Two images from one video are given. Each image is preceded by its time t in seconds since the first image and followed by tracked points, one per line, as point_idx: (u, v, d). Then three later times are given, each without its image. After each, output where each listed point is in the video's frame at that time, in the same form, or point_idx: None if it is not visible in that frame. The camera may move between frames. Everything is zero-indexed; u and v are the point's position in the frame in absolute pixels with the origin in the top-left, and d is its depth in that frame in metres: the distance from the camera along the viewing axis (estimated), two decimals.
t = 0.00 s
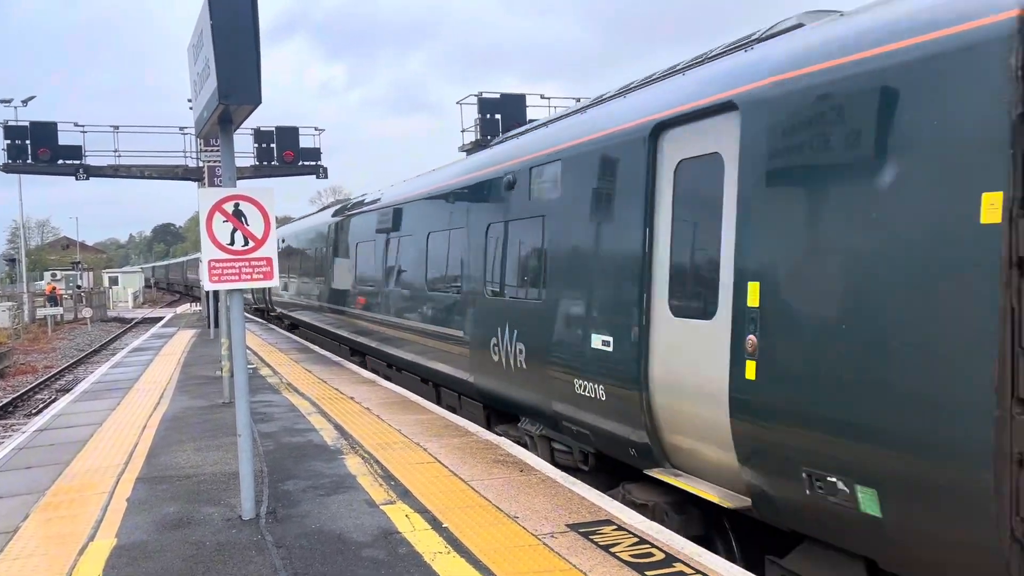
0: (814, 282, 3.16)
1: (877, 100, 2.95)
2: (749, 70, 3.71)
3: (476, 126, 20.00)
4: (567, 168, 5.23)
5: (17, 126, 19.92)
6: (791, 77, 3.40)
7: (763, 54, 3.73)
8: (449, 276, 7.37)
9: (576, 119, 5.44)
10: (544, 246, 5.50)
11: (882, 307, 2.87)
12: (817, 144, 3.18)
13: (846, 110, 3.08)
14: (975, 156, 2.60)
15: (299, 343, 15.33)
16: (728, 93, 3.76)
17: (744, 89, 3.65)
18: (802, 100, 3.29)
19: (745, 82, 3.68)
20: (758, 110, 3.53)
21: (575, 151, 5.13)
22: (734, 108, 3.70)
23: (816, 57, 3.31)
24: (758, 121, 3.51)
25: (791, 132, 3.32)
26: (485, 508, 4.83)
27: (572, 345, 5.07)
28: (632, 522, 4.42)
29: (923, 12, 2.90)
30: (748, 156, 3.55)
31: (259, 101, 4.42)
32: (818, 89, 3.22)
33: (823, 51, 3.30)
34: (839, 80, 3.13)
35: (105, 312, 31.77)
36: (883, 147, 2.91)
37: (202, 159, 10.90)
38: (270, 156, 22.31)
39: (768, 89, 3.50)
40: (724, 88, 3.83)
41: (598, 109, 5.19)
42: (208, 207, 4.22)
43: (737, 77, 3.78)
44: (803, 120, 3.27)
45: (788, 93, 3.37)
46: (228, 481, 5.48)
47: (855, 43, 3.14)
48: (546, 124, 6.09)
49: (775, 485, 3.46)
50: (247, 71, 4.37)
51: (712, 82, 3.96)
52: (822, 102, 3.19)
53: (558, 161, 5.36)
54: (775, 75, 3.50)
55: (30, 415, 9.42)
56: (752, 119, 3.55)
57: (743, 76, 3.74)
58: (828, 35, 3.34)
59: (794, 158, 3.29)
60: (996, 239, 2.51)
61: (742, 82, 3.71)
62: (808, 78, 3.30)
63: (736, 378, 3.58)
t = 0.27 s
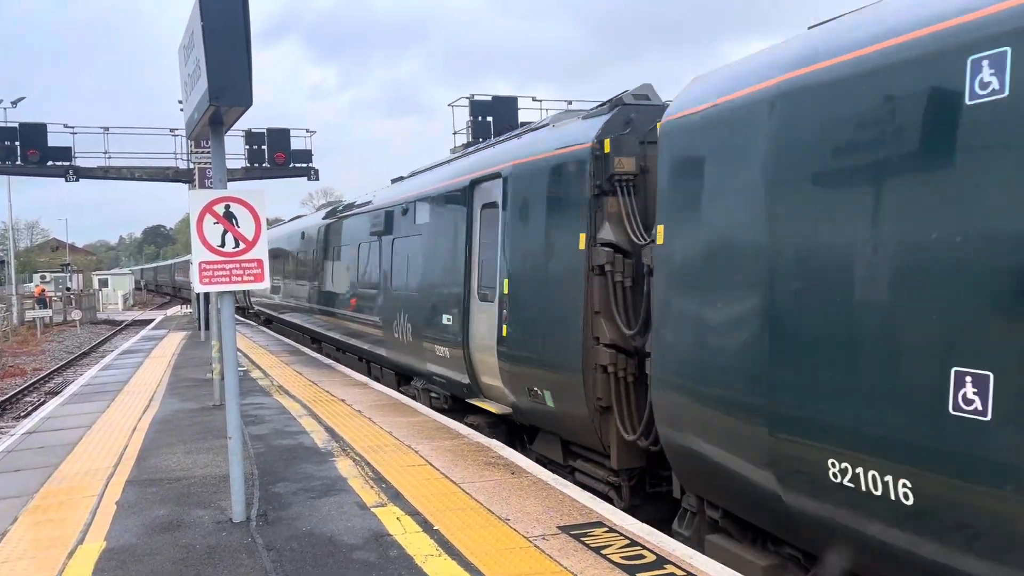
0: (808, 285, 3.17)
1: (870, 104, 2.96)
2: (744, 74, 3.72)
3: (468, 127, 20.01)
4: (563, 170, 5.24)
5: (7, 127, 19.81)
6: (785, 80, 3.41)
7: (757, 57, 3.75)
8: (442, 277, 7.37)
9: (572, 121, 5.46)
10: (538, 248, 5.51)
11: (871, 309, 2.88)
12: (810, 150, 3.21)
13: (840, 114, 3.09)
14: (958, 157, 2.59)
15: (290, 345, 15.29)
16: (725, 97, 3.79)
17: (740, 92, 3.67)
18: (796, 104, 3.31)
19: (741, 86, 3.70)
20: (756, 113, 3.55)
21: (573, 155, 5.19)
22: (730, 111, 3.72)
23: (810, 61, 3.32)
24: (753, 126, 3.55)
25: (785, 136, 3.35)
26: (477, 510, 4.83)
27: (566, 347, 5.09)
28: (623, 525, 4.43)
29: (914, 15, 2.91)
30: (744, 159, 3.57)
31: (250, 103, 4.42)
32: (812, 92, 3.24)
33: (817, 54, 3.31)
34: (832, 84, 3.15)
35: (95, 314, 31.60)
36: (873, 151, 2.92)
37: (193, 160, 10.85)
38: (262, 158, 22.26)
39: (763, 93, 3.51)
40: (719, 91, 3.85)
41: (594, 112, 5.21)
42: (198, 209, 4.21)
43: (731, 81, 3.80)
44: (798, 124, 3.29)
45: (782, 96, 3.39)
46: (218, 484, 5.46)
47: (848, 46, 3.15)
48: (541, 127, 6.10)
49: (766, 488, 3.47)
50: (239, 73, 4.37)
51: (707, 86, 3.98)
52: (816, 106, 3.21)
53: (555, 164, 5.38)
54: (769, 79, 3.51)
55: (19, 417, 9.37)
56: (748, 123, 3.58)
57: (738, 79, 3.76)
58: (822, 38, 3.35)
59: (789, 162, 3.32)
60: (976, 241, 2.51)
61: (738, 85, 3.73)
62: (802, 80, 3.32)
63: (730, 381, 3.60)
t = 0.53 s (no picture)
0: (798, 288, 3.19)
1: (861, 107, 2.97)
2: (736, 76, 3.74)
3: (461, 130, 20.02)
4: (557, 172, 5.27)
5: None
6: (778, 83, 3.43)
7: (750, 60, 3.77)
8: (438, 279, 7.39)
9: (567, 124, 5.49)
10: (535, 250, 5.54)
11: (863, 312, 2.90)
12: (801, 154, 3.23)
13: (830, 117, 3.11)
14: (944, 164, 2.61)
15: (283, 348, 15.26)
16: (716, 99, 3.80)
17: (732, 94, 3.70)
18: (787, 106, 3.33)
19: (733, 89, 3.72)
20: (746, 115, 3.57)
21: (566, 157, 5.21)
22: (722, 113, 3.73)
23: (802, 63, 3.34)
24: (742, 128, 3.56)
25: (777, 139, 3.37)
26: (469, 513, 4.83)
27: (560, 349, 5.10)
28: (616, 527, 4.44)
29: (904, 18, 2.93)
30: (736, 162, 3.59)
31: (243, 105, 4.41)
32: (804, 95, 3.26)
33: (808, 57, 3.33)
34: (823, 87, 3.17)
35: (87, 316, 31.46)
36: (862, 155, 2.95)
37: (186, 162, 10.83)
38: (255, 160, 22.23)
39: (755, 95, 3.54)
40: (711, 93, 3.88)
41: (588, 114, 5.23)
42: (191, 211, 4.20)
43: (723, 83, 3.83)
44: (790, 127, 3.31)
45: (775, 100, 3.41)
46: (210, 486, 5.44)
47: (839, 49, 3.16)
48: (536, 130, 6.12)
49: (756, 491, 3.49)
50: (232, 75, 4.36)
51: (700, 88, 4.01)
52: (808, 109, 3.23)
53: (550, 166, 5.40)
54: (762, 81, 3.54)
55: (10, 420, 9.32)
56: (740, 125, 3.60)
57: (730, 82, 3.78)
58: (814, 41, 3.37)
59: (781, 164, 3.34)
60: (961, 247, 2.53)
61: (730, 88, 3.74)
62: (793, 83, 3.34)
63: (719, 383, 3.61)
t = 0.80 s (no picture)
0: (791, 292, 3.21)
1: (855, 111, 2.99)
2: (731, 79, 3.76)
3: (458, 132, 20.02)
4: (551, 175, 5.27)
5: None
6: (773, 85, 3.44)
7: (745, 63, 3.79)
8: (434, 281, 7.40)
9: (562, 126, 5.49)
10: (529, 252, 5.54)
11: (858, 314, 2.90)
12: (796, 157, 3.24)
13: (824, 120, 3.13)
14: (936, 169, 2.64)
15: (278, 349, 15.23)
16: (711, 101, 3.81)
17: (727, 97, 3.70)
18: (782, 109, 3.34)
19: (728, 91, 3.73)
20: (740, 118, 3.58)
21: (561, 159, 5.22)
22: (715, 116, 3.74)
23: (797, 66, 3.36)
24: (738, 131, 3.57)
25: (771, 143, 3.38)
26: (464, 516, 4.82)
27: (554, 351, 5.11)
28: (610, 530, 4.45)
29: (899, 23, 2.95)
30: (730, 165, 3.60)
31: (239, 107, 4.41)
32: (798, 98, 3.27)
33: (804, 60, 3.35)
34: (818, 90, 3.18)
35: (81, 317, 31.36)
36: (858, 158, 2.96)
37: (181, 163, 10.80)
38: (250, 161, 22.21)
39: (750, 97, 3.55)
40: (706, 96, 3.88)
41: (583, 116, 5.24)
42: (187, 213, 4.20)
43: (719, 86, 3.84)
44: (783, 131, 3.32)
45: (769, 102, 3.42)
46: (205, 489, 5.43)
47: (835, 52, 3.19)
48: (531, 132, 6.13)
49: (749, 494, 3.50)
50: (228, 77, 4.36)
51: (695, 91, 4.02)
52: (801, 112, 3.24)
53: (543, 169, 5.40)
54: (756, 84, 3.55)
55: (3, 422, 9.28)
56: (733, 128, 3.61)
57: (724, 85, 3.80)
58: (810, 45, 3.39)
59: (775, 167, 3.35)
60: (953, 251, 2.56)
61: (725, 90, 3.76)
62: (789, 85, 3.35)
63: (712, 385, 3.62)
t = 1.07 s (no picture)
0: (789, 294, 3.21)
1: (852, 113, 2.99)
2: (728, 81, 3.76)
3: (457, 133, 20.02)
4: (549, 176, 5.26)
5: None
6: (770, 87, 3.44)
7: (743, 65, 3.79)
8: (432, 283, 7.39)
9: (560, 127, 5.49)
10: (525, 254, 5.54)
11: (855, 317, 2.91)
12: (793, 159, 3.24)
13: (821, 122, 3.13)
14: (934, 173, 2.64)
15: (277, 350, 15.22)
16: (709, 103, 3.81)
17: (725, 99, 3.70)
18: (779, 111, 3.34)
19: (725, 93, 3.73)
20: (738, 120, 3.58)
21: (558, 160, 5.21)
22: (712, 118, 3.74)
23: (794, 69, 3.36)
24: (735, 133, 3.57)
25: (769, 145, 3.38)
26: (462, 518, 4.82)
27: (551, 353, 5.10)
28: (608, 533, 4.44)
29: (897, 25, 2.95)
30: (727, 167, 3.60)
31: (238, 108, 4.41)
32: (796, 101, 3.27)
33: (802, 62, 3.35)
34: (815, 92, 3.18)
35: (79, 318, 31.32)
36: (856, 160, 2.96)
37: (180, 163, 10.79)
38: (249, 162, 22.21)
39: (748, 99, 3.55)
40: (704, 98, 3.88)
41: (581, 118, 5.24)
42: (185, 214, 4.19)
43: (717, 87, 3.83)
44: (781, 132, 3.32)
45: (766, 104, 3.42)
46: (202, 490, 5.42)
47: (832, 54, 3.19)
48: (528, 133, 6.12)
49: (746, 496, 3.50)
50: (226, 78, 4.36)
51: (693, 93, 4.02)
52: (799, 114, 3.24)
53: (540, 170, 5.40)
54: (754, 86, 3.55)
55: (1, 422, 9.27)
56: (731, 130, 3.60)
57: (722, 86, 3.80)
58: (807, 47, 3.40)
59: (772, 170, 3.34)
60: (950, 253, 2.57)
61: (722, 92, 3.76)
62: (786, 87, 3.35)
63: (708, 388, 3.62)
